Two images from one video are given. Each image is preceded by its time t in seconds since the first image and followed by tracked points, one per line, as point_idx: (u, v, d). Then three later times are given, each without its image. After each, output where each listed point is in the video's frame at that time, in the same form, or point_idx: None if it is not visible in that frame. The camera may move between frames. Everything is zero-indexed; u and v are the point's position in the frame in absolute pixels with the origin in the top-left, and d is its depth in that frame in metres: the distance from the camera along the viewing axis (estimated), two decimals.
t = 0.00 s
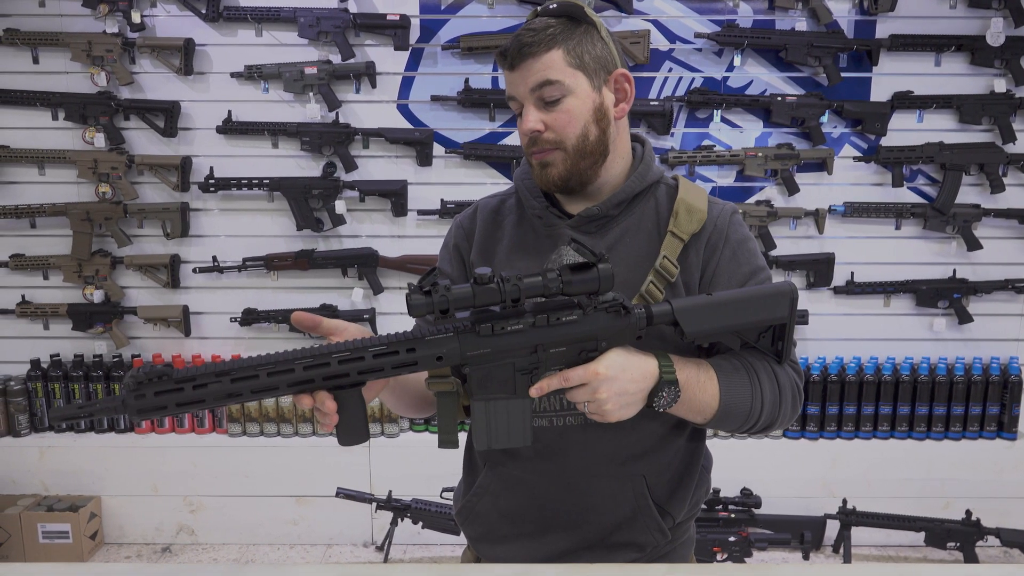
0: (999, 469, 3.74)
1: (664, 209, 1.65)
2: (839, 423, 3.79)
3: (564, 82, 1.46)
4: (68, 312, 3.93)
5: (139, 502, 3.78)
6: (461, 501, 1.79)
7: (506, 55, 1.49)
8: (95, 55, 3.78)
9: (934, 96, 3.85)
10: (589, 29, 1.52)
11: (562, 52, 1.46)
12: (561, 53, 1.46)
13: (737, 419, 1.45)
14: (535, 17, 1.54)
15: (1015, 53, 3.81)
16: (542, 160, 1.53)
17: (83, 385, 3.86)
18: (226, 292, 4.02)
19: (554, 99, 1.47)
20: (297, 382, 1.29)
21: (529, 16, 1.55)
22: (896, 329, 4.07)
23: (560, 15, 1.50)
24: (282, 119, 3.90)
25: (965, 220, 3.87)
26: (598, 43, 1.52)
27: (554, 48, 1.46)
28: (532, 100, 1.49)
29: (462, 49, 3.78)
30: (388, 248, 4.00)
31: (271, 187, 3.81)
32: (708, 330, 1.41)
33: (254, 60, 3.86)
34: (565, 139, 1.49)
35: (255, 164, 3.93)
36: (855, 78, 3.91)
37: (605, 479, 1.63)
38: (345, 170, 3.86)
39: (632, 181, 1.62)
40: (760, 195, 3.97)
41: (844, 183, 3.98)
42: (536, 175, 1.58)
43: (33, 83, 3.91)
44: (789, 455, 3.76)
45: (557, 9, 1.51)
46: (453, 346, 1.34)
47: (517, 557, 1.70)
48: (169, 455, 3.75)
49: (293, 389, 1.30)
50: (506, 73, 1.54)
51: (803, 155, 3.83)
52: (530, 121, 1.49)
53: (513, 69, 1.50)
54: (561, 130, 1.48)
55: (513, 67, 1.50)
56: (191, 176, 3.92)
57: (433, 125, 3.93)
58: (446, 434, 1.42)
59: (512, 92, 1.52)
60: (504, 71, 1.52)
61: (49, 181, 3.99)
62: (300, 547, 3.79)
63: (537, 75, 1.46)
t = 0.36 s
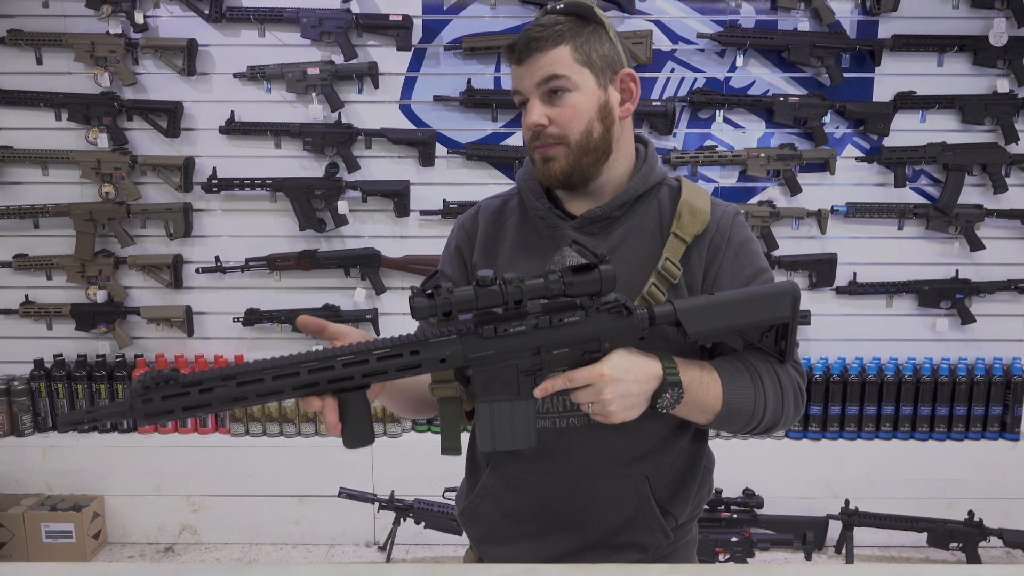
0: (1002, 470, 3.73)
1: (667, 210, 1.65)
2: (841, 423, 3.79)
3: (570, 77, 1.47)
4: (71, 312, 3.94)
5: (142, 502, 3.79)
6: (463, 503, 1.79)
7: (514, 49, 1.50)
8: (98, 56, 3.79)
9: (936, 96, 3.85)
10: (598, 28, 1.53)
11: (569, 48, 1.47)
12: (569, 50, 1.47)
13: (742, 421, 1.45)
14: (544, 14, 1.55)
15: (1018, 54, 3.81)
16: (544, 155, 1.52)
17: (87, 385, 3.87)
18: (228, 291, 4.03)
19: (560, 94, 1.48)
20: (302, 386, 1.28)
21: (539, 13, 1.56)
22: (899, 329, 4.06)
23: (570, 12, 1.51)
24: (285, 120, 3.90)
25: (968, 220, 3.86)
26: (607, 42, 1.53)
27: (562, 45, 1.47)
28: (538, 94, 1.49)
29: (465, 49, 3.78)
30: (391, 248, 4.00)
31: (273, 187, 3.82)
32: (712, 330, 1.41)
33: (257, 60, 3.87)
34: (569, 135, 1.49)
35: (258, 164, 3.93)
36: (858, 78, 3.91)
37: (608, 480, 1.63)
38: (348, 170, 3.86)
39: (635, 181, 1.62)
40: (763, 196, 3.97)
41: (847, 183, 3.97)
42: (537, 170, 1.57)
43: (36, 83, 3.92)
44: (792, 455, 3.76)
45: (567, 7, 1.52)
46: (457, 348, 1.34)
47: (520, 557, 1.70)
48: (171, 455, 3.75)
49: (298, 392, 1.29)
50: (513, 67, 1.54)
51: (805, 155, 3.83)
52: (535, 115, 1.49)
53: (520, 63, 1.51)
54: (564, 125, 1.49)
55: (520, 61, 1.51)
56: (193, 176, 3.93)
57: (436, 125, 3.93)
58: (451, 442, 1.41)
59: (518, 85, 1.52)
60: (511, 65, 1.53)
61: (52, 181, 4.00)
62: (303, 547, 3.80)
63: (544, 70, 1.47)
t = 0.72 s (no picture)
0: (1003, 470, 3.74)
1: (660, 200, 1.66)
2: (842, 423, 3.80)
3: (571, 75, 1.47)
4: (74, 313, 3.95)
5: (145, 502, 3.80)
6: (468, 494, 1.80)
7: (514, 47, 1.49)
8: (101, 56, 3.79)
9: (938, 96, 3.84)
10: (596, 27, 1.53)
11: (569, 46, 1.47)
12: (569, 48, 1.47)
13: (733, 408, 1.39)
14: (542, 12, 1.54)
15: (1019, 54, 3.81)
16: (545, 152, 1.52)
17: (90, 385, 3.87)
18: (231, 291, 4.03)
19: (561, 92, 1.48)
20: (283, 373, 1.10)
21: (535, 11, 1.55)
22: (900, 330, 4.06)
23: (569, 11, 1.51)
24: (287, 120, 3.91)
25: (969, 220, 3.86)
26: (604, 41, 1.53)
27: (562, 43, 1.46)
28: (538, 92, 1.49)
29: (466, 50, 3.78)
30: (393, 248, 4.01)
31: (275, 187, 3.82)
32: (695, 306, 1.37)
33: (260, 61, 3.87)
34: (569, 131, 1.49)
35: (260, 164, 3.94)
36: (859, 79, 3.91)
37: (610, 475, 1.63)
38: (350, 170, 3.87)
39: (628, 174, 1.62)
40: (764, 196, 3.98)
41: (848, 183, 3.98)
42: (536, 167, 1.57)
43: (39, 84, 3.93)
44: (793, 455, 3.76)
45: (563, 6, 1.52)
46: (439, 330, 1.21)
47: (522, 550, 1.71)
48: (174, 455, 3.76)
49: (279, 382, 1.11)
50: (512, 64, 1.53)
51: (806, 155, 3.83)
52: (536, 112, 1.48)
53: (520, 59, 1.49)
54: (566, 122, 1.49)
55: (520, 58, 1.49)
56: (196, 176, 3.94)
57: (438, 125, 3.94)
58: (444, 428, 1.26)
59: (517, 84, 1.52)
60: (510, 63, 1.52)
61: (55, 182, 4.00)
62: (305, 547, 3.80)
63: (545, 68, 1.47)
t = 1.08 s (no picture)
0: (1006, 471, 3.74)
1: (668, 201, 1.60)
2: (845, 424, 3.80)
3: (570, 80, 1.47)
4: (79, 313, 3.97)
5: (148, 501, 3.81)
6: (478, 491, 1.77)
7: (509, 61, 1.50)
8: (106, 58, 3.80)
9: (941, 98, 3.85)
10: (588, 36, 1.55)
11: (564, 53, 1.49)
12: (565, 55, 1.48)
13: (715, 395, 1.31)
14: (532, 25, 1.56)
15: (1022, 56, 3.81)
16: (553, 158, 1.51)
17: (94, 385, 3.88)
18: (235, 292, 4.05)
19: (562, 98, 1.47)
20: (252, 290, 1.07)
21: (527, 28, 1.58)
22: (902, 331, 4.07)
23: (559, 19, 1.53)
24: (291, 122, 3.93)
25: (971, 221, 3.86)
26: (596, 48, 1.55)
27: (557, 50, 1.48)
28: (539, 100, 1.49)
29: (469, 51, 3.80)
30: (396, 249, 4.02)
31: (279, 189, 3.83)
32: (684, 281, 1.28)
33: (264, 63, 3.89)
34: (575, 135, 1.48)
35: (265, 165, 3.96)
36: (861, 80, 3.92)
37: (623, 475, 1.59)
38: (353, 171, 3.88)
39: (637, 183, 1.59)
40: (766, 197, 3.98)
41: (851, 184, 3.98)
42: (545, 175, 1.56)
43: (44, 85, 3.95)
44: (795, 456, 3.77)
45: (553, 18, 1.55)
46: (414, 269, 1.16)
47: (537, 547, 1.69)
48: (178, 454, 3.78)
49: (248, 299, 1.08)
50: (508, 78, 1.53)
51: (809, 156, 3.84)
52: (540, 120, 1.48)
53: (517, 71, 1.50)
54: (570, 126, 1.47)
55: (516, 70, 1.50)
56: (200, 177, 3.95)
57: (441, 126, 3.95)
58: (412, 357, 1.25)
59: (517, 97, 1.52)
60: (507, 77, 1.53)
61: (60, 183, 4.02)
62: (308, 548, 3.81)
63: (544, 76, 1.47)
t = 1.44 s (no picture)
0: (1008, 472, 3.74)
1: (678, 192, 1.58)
2: (846, 425, 3.80)
3: (576, 87, 1.44)
4: (83, 313, 3.98)
5: (152, 501, 3.82)
6: (500, 492, 1.80)
7: (515, 65, 1.46)
8: (109, 59, 3.81)
9: (943, 99, 3.85)
10: (595, 36, 1.49)
11: (570, 59, 1.44)
12: (571, 61, 1.44)
13: (734, 381, 1.28)
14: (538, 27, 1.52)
15: None
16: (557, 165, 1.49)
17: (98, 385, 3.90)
18: (238, 292, 4.07)
19: (568, 105, 1.45)
20: (268, 255, 1.15)
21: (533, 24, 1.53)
22: (904, 331, 4.07)
23: (564, 22, 1.49)
24: (295, 123, 3.94)
25: (973, 222, 3.87)
26: (604, 49, 1.50)
27: (563, 55, 1.43)
28: (545, 107, 1.46)
29: (472, 53, 3.80)
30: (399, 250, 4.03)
31: (281, 190, 3.84)
32: (711, 262, 1.28)
33: (267, 64, 3.90)
34: (579, 143, 1.46)
35: (268, 166, 3.97)
36: (863, 81, 3.92)
37: (628, 472, 1.58)
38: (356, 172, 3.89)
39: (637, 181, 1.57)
40: (768, 198, 3.99)
41: (853, 185, 3.99)
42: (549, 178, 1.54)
43: (48, 87, 3.96)
44: (797, 457, 3.77)
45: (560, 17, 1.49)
46: (434, 240, 1.21)
47: (551, 548, 1.68)
48: (181, 454, 3.79)
49: (264, 264, 1.15)
50: (514, 83, 1.50)
51: (811, 157, 3.84)
52: (544, 127, 1.45)
53: (523, 78, 1.47)
54: (575, 134, 1.45)
55: (522, 76, 1.47)
56: (204, 178, 3.97)
57: (443, 127, 3.96)
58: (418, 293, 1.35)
59: (523, 102, 1.50)
60: (514, 81, 1.49)
61: (65, 184, 4.04)
62: (310, 547, 3.82)
63: (550, 83, 1.44)
